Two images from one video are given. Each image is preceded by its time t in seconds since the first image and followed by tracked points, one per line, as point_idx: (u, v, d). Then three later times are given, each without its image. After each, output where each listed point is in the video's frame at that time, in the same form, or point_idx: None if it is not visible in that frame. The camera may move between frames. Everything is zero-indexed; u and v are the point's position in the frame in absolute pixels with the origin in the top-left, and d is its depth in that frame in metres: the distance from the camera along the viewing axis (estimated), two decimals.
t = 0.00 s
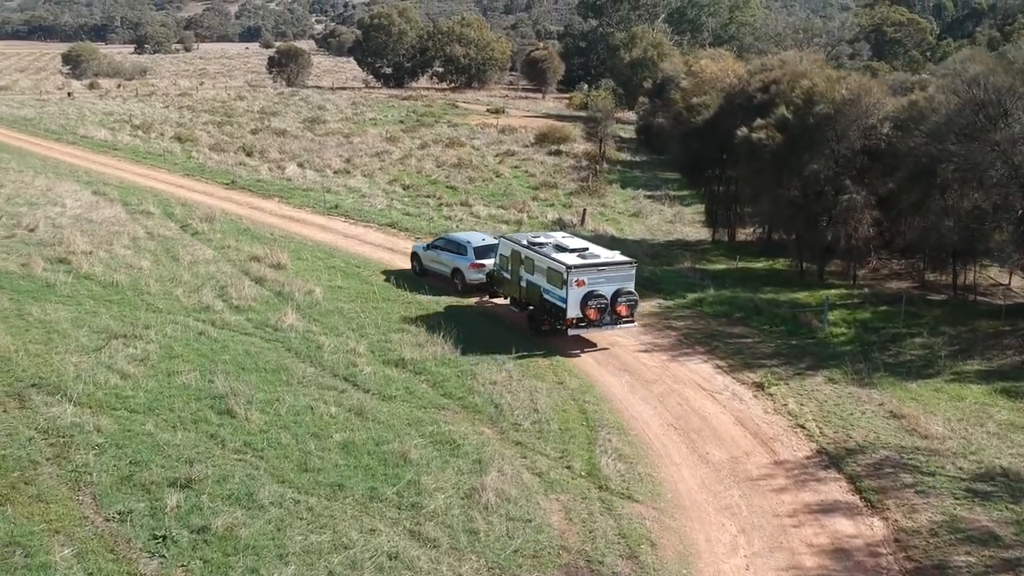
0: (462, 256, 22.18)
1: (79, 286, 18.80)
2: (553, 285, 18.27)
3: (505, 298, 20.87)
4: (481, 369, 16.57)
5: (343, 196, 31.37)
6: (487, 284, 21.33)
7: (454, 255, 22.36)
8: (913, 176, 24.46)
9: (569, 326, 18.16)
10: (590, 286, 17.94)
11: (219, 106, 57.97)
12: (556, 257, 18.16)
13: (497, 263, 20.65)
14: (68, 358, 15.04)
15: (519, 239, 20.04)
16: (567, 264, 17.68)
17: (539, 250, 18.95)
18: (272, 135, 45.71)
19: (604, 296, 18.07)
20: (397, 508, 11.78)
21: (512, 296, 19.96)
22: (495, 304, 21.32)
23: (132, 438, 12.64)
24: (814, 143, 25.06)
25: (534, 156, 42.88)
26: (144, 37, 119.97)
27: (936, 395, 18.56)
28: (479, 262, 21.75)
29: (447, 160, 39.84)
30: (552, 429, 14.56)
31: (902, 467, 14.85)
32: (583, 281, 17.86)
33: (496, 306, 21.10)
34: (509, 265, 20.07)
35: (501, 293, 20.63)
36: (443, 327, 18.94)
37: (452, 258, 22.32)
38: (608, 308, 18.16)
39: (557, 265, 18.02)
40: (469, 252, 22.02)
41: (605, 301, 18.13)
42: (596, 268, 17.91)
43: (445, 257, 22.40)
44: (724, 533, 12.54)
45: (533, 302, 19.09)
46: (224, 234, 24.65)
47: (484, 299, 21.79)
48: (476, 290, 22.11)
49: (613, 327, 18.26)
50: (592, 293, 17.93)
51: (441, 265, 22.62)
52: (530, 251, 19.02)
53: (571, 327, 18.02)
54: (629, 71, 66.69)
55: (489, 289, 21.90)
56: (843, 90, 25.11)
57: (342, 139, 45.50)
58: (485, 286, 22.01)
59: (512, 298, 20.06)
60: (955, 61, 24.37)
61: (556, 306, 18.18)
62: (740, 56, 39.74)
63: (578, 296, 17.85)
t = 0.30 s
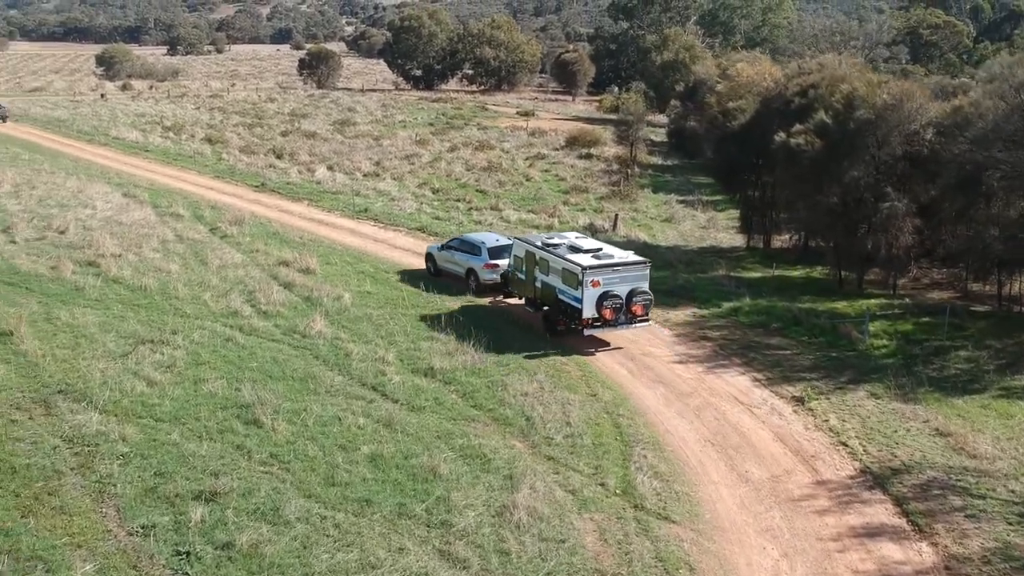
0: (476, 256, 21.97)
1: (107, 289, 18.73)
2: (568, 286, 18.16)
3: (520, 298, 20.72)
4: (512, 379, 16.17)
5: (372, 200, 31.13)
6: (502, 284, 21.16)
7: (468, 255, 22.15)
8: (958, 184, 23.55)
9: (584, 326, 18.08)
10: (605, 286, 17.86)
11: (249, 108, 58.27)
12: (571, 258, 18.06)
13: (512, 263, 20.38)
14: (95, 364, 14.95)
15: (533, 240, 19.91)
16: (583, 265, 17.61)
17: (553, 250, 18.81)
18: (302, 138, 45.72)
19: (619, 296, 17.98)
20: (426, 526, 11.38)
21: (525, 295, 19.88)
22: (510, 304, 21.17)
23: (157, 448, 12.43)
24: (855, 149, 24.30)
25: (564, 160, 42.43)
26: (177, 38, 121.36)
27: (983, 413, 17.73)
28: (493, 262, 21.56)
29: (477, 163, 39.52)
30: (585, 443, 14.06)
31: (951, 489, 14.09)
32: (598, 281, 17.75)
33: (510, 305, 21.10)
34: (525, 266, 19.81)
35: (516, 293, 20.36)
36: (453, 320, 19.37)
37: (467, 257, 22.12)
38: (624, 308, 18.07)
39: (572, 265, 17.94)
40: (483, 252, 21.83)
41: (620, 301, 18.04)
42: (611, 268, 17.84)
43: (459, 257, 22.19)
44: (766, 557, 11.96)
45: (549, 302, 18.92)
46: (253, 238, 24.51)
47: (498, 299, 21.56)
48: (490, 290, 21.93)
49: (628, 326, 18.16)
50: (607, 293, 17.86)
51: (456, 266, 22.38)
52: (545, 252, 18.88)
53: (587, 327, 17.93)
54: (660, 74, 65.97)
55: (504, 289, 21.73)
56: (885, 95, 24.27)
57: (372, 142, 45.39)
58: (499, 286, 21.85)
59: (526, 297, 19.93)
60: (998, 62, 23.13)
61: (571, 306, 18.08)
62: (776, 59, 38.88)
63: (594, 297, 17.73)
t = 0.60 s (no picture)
0: (488, 256, 21.80)
1: (132, 294, 18.70)
2: (581, 286, 18.18)
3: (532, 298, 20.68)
4: (541, 391, 15.71)
5: (399, 203, 30.85)
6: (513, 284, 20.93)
7: (480, 256, 22.01)
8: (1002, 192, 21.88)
9: (598, 326, 18.11)
10: (618, 287, 17.89)
11: (278, 110, 58.43)
12: (584, 258, 18.10)
13: (524, 265, 20.40)
14: (118, 371, 14.87)
15: (546, 241, 19.99)
16: (596, 265, 17.63)
17: (566, 251, 18.87)
18: (329, 140, 45.67)
19: (632, 296, 18.02)
20: (452, 546, 10.95)
21: (537, 295, 19.92)
22: (522, 305, 20.95)
23: (179, 460, 12.20)
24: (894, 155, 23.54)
25: (593, 163, 41.89)
26: (207, 40, 122.60)
27: None
28: (505, 262, 21.34)
29: (504, 166, 39.12)
30: (616, 460, 13.57)
31: (1000, 513, 13.14)
32: (611, 282, 17.79)
33: (522, 306, 20.98)
34: (536, 266, 19.88)
35: (528, 293, 20.36)
36: (478, 327, 18.86)
37: (479, 258, 21.98)
38: (637, 308, 18.14)
39: (585, 266, 17.96)
40: (495, 253, 21.63)
41: (633, 301, 18.09)
42: (624, 269, 17.88)
43: (471, 257, 22.05)
44: None
45: (561, 302, 18.95)
46: (279, 242, 24.36)
47: (510, 300, 21.59)
48: (503, 291, 21.73)
49: (641, 326, 18.23)
50: (620, 293, 17.89)
51: (468, 265, 22.32)
52: (557, 253, 18.89)
53: (600, 327, 17.98)
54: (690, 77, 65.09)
55: (516, 289, 21.54)
56: (926, 100, 23.47)
57: (399, 144, 45.19)
58: (512, 287, 21.63)
59: (538, 297, 19.97)
60: None
61: (584, 306, 18.09)
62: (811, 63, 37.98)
63: (607, 297, 17.77)
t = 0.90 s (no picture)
0: (483, 256, 21.81)
1: (138, 300, 18.48)
2: (577, 286, 18.10)
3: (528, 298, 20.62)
4: (555, 403, 15.27)
5: (408, 207, 30.49)
6: (508, 285, 20.99)
7: (476, 256, 22.01)
8: None
9: (594, 326, 18.05)
10: (614, 287, 17.81)
11: (288, 112, 58.23)
12: (579, 259, 18.03)
13: (520, 266, 20.32)
14: (122, 381, 14.55)
15: (542, 242, 19.89)
16: (591, 265, 17.56)
17: (561, 252, 18.79)
18: (339, 142, 45.39)
19: (628, 296, 17.94)
20: (463, 569, 10.55)
21: (534, 296, 19.86)
22: (516, 305, 21.03)
23: (182, 475, 11.85)
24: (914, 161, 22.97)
25: (604, 167, 41.44)
26: (217, 42, 122.79)
27: None
28: (500, 263, 21.39)
29: (515, 170, 38.72)
30: (632, 477, 13.14)
31: None
32: (607, 282, 17.72)
33: (517, 305, 21.05)
34: (532, 267, 19.80)
35: (524, 294, 20.36)
36: (490, 336, 18.43)
37: (474, 259, 21.94)
38: (632, 307, 18.07)
39: (581, 266, 17.88)
40: (490, 253, 21.64)
41: (629, 301, 18.02)
42: (619, 269, 17.80)
43: (466, 257, 22.03)
44: None
45: (557, 302, 18.90)
46: (287, 247, 24.01)
47: (505, 299, 21.54)
48: (498, 291, 21.81)
49: (637, 325, 18.16)
50: (616, 293, 17.81)
51: (463, 266, 22.25)
52: (553, 253, 18.82)
53: (596, 327, 17.92)
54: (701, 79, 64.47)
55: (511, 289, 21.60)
56: (947, 104, 22.87)
57: (409, 147, 44.88)
58: (506, 287, 21.71)
59: (534, 298, 19.95)
60: None
61: (580, 306, 18.02)
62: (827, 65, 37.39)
63: (603, 297, 17.70)
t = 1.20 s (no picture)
0: (487, 257, 21.61)
1: (153, 306, 18.39)
2: (582, 288, 17.97)
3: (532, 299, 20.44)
4: (578, 417, 14.75)
5: (427, 212, 30.15)
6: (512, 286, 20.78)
7: (479, 257, 21.82)
8: None
9: (599, 326, 17.94)
10: (618, 288, 17.68)
11: (306, 114, 58.13)
12: (583, 260, 17.89)
13: (523, 266, 20.10)
14: (134, 391, 14.29)
15: (545, 243, 19.69)
16: (595, 267, 17.42)
17: (565, 253, 18.63)
18: (357, 145, 45.16)
19: (632, 296, 17.80)
20: None
21: (538, 297, 19.72)
22: (520, 306, 20.82)
23: (193, 491, 11.49)
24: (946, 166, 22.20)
25: (624, 170, 40.92)
26: (236, 43, 123.23)
27: None
28: (504, 264, 21.20)
29: (534, 173, 38.31)
30: (657, 496, 12.64)
31: None
32: (611, 283, 17.57)
33: (521, 307, 20.85)
34: (536, 268, 19.61)
35: (527, 295, 20.18)
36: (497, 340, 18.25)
37: (477, 260, 21.77)
38: (636, 307, 17.92)
39: (585, 267, 17.75)
40: (493, 254, 21.43)
41: (633, 301, 17.88)
42: (623, 270, 17.66)
43: (470, 259, 21.85)
44: None
45: (561, 303, 18.79)
46: (304, 251, 23.72)
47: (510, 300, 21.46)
48: (502, 292, 21.65)
49: (641, 326, 18.03)
50: (620, 294, 17.67)
51: (467, 267, 22.07)
52: (557, 255, 18.65)
53: (601, 327, 17.77)
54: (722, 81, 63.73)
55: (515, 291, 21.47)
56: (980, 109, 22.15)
57: (427, 150, 44.57)
58: (510, 288, 21.55)
59: (538, 299, 19.75)
60: None
61: (584, 307, 17.90)
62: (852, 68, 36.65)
63: (607, 298, 17.56)
